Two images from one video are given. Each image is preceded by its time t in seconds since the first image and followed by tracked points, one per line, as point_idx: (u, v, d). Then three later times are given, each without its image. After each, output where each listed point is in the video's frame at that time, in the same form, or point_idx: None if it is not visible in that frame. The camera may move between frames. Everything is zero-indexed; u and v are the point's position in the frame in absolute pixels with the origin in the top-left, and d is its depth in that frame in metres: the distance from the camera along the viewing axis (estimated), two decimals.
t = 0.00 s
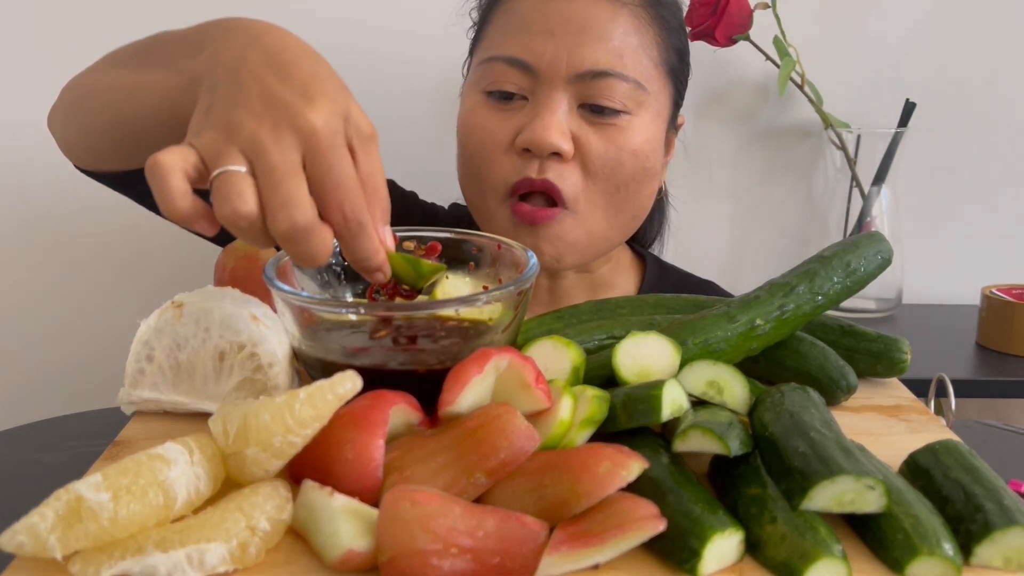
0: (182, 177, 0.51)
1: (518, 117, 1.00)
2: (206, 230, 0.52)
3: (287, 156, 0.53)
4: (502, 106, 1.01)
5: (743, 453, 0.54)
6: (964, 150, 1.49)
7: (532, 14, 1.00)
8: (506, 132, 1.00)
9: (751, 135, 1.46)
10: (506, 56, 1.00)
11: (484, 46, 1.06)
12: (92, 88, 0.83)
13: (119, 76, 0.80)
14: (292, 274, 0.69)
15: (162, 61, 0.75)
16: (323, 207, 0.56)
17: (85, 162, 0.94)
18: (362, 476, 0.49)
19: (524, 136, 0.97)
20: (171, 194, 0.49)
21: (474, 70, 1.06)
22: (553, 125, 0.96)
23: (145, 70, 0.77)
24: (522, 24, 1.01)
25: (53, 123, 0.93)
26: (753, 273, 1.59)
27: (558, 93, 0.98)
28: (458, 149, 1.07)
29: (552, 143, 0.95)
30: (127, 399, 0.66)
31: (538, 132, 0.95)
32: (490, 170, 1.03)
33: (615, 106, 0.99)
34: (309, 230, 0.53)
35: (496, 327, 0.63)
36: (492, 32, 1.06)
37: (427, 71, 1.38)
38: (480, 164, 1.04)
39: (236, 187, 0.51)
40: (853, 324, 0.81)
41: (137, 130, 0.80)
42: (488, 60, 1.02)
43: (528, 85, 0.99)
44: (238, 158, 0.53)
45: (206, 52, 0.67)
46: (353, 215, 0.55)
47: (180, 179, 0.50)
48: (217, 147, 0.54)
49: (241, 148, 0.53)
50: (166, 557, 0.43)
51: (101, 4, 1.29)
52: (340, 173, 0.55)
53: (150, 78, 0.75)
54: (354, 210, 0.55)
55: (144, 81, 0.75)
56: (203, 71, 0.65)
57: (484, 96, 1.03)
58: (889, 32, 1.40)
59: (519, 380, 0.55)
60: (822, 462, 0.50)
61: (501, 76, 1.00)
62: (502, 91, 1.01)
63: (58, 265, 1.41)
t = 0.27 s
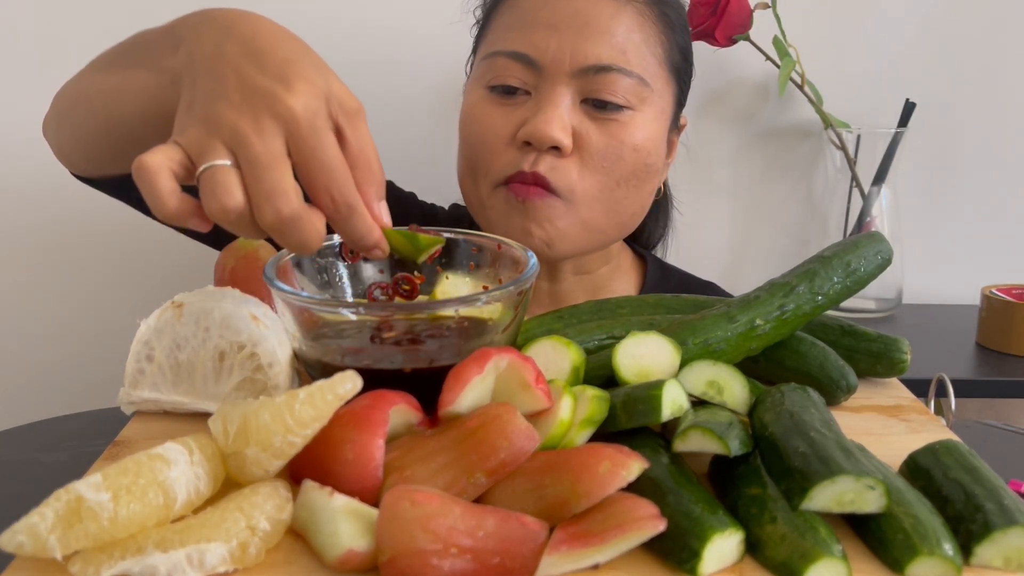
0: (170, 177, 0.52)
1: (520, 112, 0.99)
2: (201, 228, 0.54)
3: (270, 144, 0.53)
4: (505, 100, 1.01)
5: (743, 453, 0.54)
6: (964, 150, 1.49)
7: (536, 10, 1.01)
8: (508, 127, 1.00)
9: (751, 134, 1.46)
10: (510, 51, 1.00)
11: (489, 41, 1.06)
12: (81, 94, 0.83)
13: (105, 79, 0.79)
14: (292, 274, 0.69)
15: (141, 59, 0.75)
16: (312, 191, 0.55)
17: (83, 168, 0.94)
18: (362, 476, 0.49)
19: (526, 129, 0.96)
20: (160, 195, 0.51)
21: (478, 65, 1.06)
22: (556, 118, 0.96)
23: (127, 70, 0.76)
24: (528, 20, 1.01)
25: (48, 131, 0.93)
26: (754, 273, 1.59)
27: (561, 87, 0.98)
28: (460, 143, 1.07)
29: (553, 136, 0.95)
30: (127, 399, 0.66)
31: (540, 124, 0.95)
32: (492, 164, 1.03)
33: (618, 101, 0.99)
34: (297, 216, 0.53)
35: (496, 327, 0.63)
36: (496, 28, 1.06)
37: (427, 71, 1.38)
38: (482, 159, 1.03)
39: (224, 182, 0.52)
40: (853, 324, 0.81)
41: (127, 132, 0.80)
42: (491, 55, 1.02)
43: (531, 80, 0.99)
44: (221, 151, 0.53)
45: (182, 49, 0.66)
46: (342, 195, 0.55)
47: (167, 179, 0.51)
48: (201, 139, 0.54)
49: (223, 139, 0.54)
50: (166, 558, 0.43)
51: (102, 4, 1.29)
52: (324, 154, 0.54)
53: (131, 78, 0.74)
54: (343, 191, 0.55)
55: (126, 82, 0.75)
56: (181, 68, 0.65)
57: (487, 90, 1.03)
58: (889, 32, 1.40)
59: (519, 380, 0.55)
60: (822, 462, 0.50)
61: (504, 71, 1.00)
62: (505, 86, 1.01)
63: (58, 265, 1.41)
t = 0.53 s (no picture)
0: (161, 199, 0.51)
1: (523, 110, 1.00)
2: (197, 245, 0.53)
3: (261, 160, 0.53)
4: (507, 99, 1.01)
5: (743, 453, 0.54)
6: (964, 149, 1.49)
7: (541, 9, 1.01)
8: (509, 125, 1.00)
9: (751, 135, 1.46)
10: (513, 49, 1.00)
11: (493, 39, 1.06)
12: (72, 107, 0.83)
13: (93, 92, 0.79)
14: (292, 273, 0.69)
15: (129, 73, 0.74)
16: (305, 201, 0.55)
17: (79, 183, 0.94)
18: (361, 476, 0.49)
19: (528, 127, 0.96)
20: (155, 217, 0.50)
21: (481, 64, 1.06)
22: (558, 117, 0.96)
23: (115, 84, 0.76)
24: (532, 19, 1.01)
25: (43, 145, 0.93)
26: (754, 273, 1.59)
27: (564, 85, 0.98)
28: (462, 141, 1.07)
29: (555, 135, 0.95)
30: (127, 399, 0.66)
31: (542, 123, 0.95)
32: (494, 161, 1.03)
33: (621, 100, 0.99)
34: (293, 230, 0.52)
35: (496, 327, 0.63)
36: (499, 27, 1.06)
37: (427, 71, 1.38)
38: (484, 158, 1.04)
39: (218, 201, 0.51)
40: (853, 324, 0.81)
41: (119, 145, 0.80)
42: (494, 54, 1.02)
43: (534, 79, 0.99)
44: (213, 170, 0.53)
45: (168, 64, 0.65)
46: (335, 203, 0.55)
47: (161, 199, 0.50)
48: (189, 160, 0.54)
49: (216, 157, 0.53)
50: (166, 557, 0.43)
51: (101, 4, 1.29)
52: (315, 165, 0.54)
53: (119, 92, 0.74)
54: (335, 201, 0.55)
55: (115, 96, 0.75)
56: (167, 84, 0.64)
57: (490, 89, 1.03)
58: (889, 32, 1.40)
59: (519, 380, 0.55)
60: (822, 462, 0.50)
61: (506, 70, 1.01)
62: (508, 85, 1.01)
63: (59, 265, 1.41)
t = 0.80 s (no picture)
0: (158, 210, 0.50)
1: (522, 108, 1.00)
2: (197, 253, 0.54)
3: (256, 166, 0.53)
4: (506, 97, 1.01)
5: (743, 453, 0.54)
6: (963, 149, 1.49)
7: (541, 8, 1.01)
8: (508, 123, 1.00)
9: (751, 135, 1.46)
10: (513, 47, 1.01)
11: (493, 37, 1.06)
12: (64, 115, 0.82)
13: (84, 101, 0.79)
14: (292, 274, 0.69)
15: (119, 81, 0.74)
16: (302, 203, 0.55)
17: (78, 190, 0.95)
18: (362, 476, 0.49)
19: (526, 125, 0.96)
20: (156, 229, 0.50)
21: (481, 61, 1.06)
22: (557, 115, 0.96)
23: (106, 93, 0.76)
24: (532, 17, 1.01)
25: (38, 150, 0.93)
26: (754, 273, 1.59)
27: (563, 83, 0.98)
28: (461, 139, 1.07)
29: (553, 132, 0.95)
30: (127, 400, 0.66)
31: (541, 121, 0.95)
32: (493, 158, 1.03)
33: (621, 98, 0.99)
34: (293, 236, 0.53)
35: (496, 327, 0.63)
36: (500, 25, 1.06)
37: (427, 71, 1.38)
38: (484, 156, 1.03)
39: (217, 212, 0.51)
40: (853, 324, 0.81)
41: (115, 151, 0.80)
42: (494, 52, 1.03)
43: (533, 77, 1.00)
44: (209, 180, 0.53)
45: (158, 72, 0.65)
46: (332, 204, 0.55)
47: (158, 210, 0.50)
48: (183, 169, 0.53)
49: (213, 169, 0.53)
50: (166, 557, 0.43)
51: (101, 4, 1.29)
52: (311, 168, 0.54)
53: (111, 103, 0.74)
54: (332, 202, 0.55)
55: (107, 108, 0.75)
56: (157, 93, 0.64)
57: (490, 87, 1.03)
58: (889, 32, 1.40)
59: (519, 380, 0.55)
60: (822, 462, 0.50)
61: (506, 67, 1.01)
62: (507, 83, 1.01)
63: (58, 265, 1.41)
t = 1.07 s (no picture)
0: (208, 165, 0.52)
1: (521, 89, 0.99)
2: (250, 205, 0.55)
3: (298, 117, 0.53)
4: (505, 79, 1.02)
5: (743, 453, 0.54)
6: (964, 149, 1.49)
7: None
8: (506, 103, 1.00)
9: (751, 134, 1.46)
10: (513, 28, 1.01)
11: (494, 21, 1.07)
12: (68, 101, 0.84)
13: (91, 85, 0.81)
14: (292, 274, 0.69)
15: (132, 59, 0.76)
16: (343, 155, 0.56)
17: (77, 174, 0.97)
18: (362, 476, 0.49)
19: (525, 102, 0.96)
20: (209, 183, 0.51)
21: (481, 48, 1.07)
22: (557, 92, 0.96)
23: (119, 71, 0.78)
24: None
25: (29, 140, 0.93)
26: (754, 272, 1.59)
27: (563, 62, 0.98)
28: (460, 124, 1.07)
29: (552, 109, 0.94)
30: (127, 399, 0.66)
31: (540, 97, 0.95)
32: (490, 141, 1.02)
33: (621, 80, 0.99)
34: (345, 182, 0.54)
35: (496, 327, 0.63)
36: (501, 14, 1.07)
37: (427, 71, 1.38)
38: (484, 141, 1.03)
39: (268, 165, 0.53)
40: (852, 324, 0.81)
41: (131, 128, 0.82)
42: (493, 35, 1.03)
43: (533, 58, 1.00)
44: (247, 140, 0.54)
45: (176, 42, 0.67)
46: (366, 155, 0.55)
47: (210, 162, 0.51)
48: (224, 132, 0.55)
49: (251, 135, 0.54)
50: (165, 557, 0.43)
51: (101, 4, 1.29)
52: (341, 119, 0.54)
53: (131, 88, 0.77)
54: (370, 152, 0.55)
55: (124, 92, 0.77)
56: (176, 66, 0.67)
57: (489, 71, 1.04)
58: (889, 32, 1.40)
59: (518, 380, 0.55)
60: (822, 462, 0.50)
61: (506, 50, 1.01)
62: (507, 65, 1.01)
63: (58, 265, 1.41)
